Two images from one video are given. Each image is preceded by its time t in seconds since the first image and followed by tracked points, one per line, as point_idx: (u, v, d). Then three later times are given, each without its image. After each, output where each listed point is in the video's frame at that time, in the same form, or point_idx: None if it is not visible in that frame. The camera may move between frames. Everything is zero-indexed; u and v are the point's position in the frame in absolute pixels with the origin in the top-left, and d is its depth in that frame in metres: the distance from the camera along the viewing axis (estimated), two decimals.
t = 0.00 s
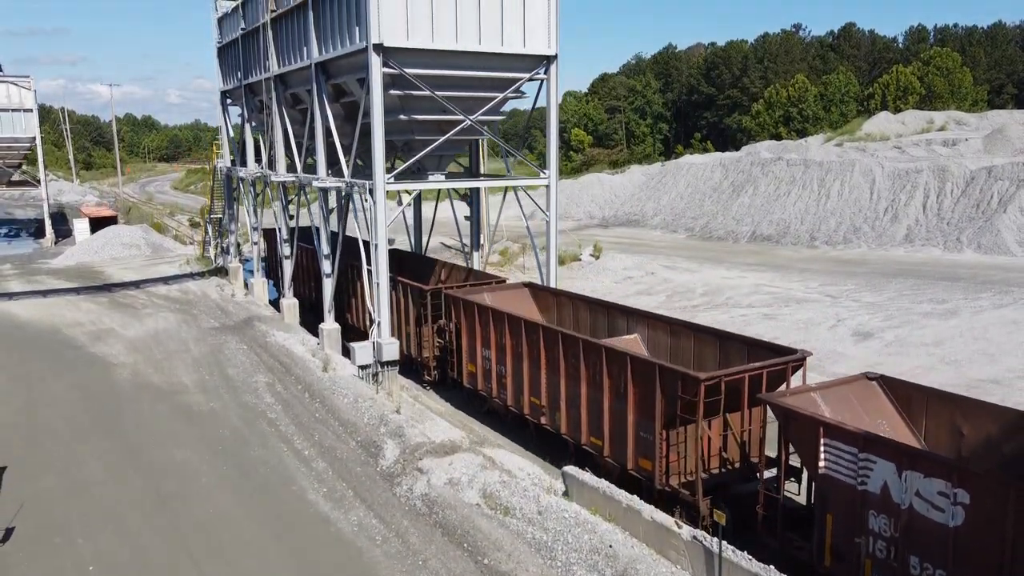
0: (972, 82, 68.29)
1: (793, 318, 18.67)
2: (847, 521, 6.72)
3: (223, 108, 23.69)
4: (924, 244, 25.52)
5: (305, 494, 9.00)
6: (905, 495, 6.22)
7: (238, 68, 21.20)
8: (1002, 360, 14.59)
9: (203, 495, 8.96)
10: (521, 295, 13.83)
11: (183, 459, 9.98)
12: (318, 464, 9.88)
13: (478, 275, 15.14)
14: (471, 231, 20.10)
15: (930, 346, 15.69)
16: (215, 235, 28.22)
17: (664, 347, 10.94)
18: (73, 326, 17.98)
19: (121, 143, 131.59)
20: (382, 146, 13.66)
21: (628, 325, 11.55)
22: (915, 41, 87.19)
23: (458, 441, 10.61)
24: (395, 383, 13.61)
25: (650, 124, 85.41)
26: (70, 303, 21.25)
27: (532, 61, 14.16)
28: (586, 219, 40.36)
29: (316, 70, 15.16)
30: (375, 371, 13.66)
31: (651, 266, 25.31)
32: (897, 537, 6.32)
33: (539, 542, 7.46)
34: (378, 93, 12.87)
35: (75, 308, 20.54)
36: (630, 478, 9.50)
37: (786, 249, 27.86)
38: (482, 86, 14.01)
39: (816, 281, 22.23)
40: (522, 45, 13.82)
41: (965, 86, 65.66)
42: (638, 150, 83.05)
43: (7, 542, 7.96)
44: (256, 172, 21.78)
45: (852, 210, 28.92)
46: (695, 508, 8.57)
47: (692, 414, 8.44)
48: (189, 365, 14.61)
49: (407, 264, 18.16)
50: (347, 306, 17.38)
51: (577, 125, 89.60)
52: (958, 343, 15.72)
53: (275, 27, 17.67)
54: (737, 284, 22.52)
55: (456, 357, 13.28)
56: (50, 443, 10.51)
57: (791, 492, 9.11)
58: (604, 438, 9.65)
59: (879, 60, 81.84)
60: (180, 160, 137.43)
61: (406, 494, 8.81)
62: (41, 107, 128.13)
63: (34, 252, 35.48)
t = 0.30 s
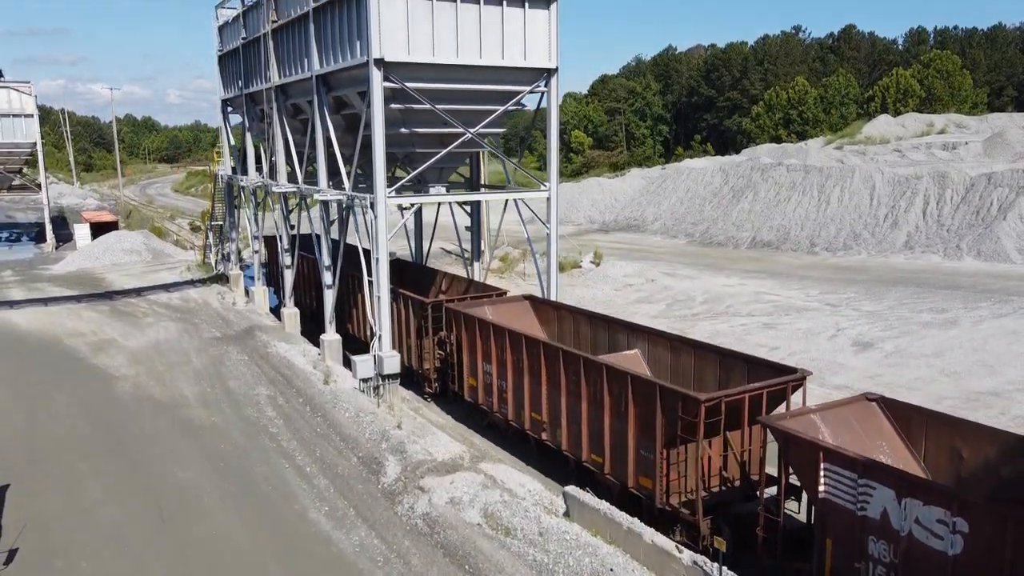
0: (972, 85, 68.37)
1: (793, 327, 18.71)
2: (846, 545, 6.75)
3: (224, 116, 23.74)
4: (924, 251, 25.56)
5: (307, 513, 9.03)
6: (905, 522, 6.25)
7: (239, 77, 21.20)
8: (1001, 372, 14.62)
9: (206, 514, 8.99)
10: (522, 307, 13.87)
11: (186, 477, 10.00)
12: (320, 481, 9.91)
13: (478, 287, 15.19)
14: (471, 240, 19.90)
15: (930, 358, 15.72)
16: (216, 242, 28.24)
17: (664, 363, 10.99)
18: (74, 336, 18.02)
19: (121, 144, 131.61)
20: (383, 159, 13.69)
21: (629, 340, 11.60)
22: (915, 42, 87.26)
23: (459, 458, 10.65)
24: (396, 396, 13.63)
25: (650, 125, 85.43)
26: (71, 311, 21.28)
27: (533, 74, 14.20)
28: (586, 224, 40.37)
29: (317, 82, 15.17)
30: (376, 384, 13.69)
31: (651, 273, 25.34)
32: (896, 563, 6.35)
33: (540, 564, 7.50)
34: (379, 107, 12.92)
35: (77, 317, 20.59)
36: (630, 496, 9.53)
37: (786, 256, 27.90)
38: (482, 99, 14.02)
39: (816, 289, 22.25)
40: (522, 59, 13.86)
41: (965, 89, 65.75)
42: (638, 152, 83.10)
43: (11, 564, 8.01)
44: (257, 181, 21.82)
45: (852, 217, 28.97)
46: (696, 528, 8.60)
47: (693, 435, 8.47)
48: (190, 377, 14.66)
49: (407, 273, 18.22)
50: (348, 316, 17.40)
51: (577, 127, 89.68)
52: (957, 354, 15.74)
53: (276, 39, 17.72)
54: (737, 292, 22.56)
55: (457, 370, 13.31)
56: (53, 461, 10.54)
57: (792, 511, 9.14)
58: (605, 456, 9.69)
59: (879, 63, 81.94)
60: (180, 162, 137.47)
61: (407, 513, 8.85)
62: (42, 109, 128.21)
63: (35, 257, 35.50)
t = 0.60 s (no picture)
0: (972, 87, 68.46)
1: (793, 336, 18.74)
2: (845, 569, 6.79)
3: (224, 124, 23.78)
4: (923, 258, 25.60)
5: (309, 532, 9.06)
6: (904, 548, 6.29)
7: (240, 85, 21.21)
8: (1000, 384, 14.64)
9: (207, 536, 9.02)
10: (522, 320, 13.89)
11: (188, 496, 10.03)
12: (321, 498, 9.94)
13: (479, 298, 15.24)
14: (471, 247, 19.45)
15: (929, 369, 15.76)
16: (217, 249, 28.26)
17: (664, 378, 11.03)
18: (76, 346, 18.06)
19: (122, 145, 131.68)
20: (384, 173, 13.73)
21: (628, 355, 11.63)
22: (915, 45, 87.33)
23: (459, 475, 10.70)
24: (398, 409, 13.65)
25: (650, 127, 85.47)
26: (72, 320, 21.32)
27: (533, 87, 14.23)
28: (586, 228, 40.40)
29: (319, 94, 15.19)
30: (377, 398, 13.75)
31: (651, 280, 25.37)
32: None
33: None
34: (380, 122, 12.93)
35: (78, 325, 20.63)
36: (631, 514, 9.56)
37: (785, 262, 27.95)
38: (483, 112, 14.05)
39: (816, 298, 22.28)
40: (523, 72, 13.88)
41: (964, 92, 65.85)
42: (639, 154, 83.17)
43: None
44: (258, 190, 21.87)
45: (852, 223, 29.02)
46: (696, 547, 8.63)
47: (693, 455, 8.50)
48: (192, 389, 14.69)
49: (408, 283, 18.26)
50: (350, 326, 17.42)
51: (577, 129, 89.73)
52: (957, 366, 15.78)
53: (277, 49, 17.74)
54: (737, 299, 22.59)
55: (458, 383, 13.35)
56: (56, 481, 10.59)
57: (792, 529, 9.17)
58: (605, 473, 9.72)
59: (879, 65, 82.06)
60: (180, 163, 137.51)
61: (409, 532, 8.89)
62: (42, 110, 128.27)
63: (35, 262, 35.50)
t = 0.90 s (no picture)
0: (972, 90, 68.52)
1: (792, 346, 18.76)
2: None
3: (224, 131, 23.82)
4: (923, 265, 25.64)
5: (310, 551, 9.10)
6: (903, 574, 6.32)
7: (241, 93, 21.27)
8: (1000, 396, 14.67)
9: (208, 555, 9.05)
10: (522, 333, 13.94)
11: (190, 513, 10.07)
12: (323, 515, 9.98)
13: (479, 309, 15.27)
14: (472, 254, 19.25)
15: (928, 380, 15.78)
16: (218, 256, 28.28)
17: (664, 395, 11.07)
18: (77, 355, 18.10)
19: (122, 146, 131.70)
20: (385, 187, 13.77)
21: (629, 369, 11.68)
22: (915, 47, 87.43)
23: (460, 492, 10.73)
24: (398, 422, 13.69)
25: (650, 129, 85.51)
26: (73, 328, 21.37)
27: (533, 100, 14.26)
28: (586, 232, 40.42)
29: (320, 106, 15.23)
30: (378, 410, 13.73)
31: (651, 287, 25.39)
32: None
33: None
34: (381, 136, 12.96)
35: (79, 334, 20.67)
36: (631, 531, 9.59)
37: (785, 268, 27.98)
38: (483, 125, 14.06)
39: (816, 305, 22.31)
40: (523, 86, 13.91)
41: (964, 95, 65.90)
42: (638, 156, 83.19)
43: None
44: (259, 199, 21.91)
45: (852, 229, 29.06)
46: (696, 566, 8.67)
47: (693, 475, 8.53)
48: (193, 400, 14.73)
49: (409, 293, 18.27)
50: (351, 335, 17.44)
51: (577, 131, 89.78)
52: (956, 377, 15.81)
53: (278, 59, 17.78)
54: (736, 307, 22.62)
55: (458, 396, 13.39)
56: (58, 498, 10.63)
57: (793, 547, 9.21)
58: (605, 490, 9.76)
59: (878, 67, 82.14)
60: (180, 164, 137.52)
61: (410, 551, 8.94)
62: (42, 112, 128.31)
63: (36, 267, 35.54)
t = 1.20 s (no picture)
0: (972, 93, 68.58)
1: (792, 355, 18.80)
2: None
3: (225, 139, 23.87)
4: (923, 272, 25.69)
5: (311, 568, 9.15)
6: None
7: (241, 102, 21.32)
8: (999, 408, 14.69)
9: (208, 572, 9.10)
10: (523, 346, 13.97)
11: (191, 529, 10.12)
12: (324, 532, 10.02)
13: (479, 320, 15.29)
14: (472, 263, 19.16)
15: (928, 391, 15.81)
16: (218, 262, 28.29)
17: (664, 411, 11.11)
18: (78, 365, 18.15)
19: (122, 148, 131.76)
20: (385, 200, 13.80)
21: (628, 385, 11.71)
22: (915, 49, 87.53)
23: (460, 509, 10.75)
24: (399, 435, 13.73)
25: (650, 131, 85.53)
26: (74, 336, 21.42)
27: (534, 113, 14.30)
28: (586, 237, 40.43)
29: (320, 118, 15.30)
30: (378, 424, 13.77)
31: (651, 294, 25.42)
32: None
33: None
34: (381, 150, 12.99)
35: (81, 342, 20.72)
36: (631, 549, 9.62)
37: (785, 275, 28.02)
38: (484, 138, 14.09)
39: (815, 314, 22.33)
40: (523, 99, 13.94)
41: (964, 97, 65.94)
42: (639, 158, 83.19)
43: None
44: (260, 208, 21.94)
45: (852, 235, 29.10)
46: None
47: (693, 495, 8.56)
48: (195, 412, 14.78)
49: (409, 303, 18.29)
50: (352, 345, 17.48)
51: (577, 133, 89.83)
52: (956, 388, 15.83)
53: (279, 70, 17.82)
54: (736, 316, 22.65)
55: (459, 410, 13.44)
56: (60, 513, 10.69)
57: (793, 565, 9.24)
58: (605, 508, 9.80)
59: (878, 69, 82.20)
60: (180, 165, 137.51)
61: (410, 569, 9.00)
62: (42, 113, 128.37)
63: (37, 273, 35.57)
